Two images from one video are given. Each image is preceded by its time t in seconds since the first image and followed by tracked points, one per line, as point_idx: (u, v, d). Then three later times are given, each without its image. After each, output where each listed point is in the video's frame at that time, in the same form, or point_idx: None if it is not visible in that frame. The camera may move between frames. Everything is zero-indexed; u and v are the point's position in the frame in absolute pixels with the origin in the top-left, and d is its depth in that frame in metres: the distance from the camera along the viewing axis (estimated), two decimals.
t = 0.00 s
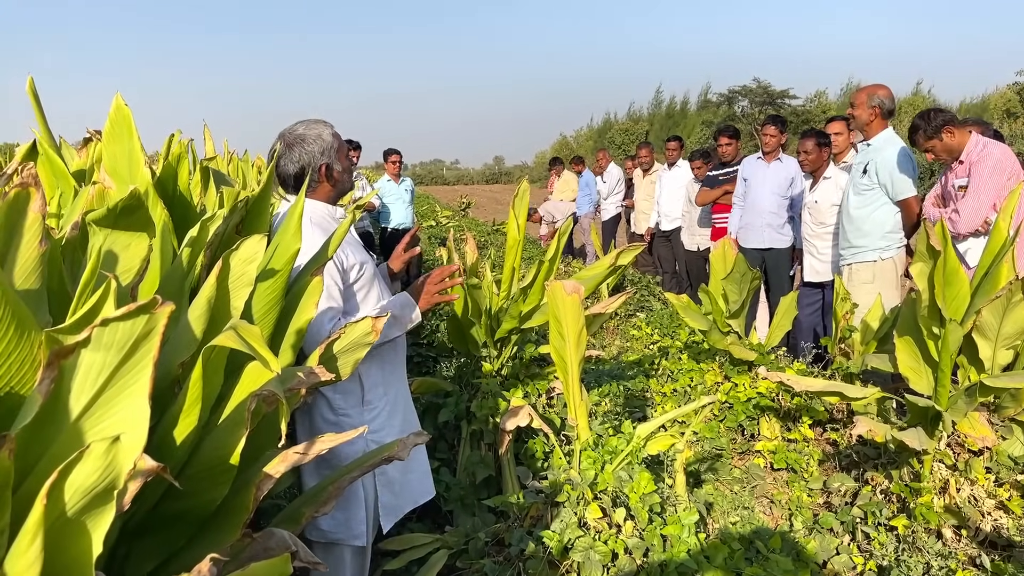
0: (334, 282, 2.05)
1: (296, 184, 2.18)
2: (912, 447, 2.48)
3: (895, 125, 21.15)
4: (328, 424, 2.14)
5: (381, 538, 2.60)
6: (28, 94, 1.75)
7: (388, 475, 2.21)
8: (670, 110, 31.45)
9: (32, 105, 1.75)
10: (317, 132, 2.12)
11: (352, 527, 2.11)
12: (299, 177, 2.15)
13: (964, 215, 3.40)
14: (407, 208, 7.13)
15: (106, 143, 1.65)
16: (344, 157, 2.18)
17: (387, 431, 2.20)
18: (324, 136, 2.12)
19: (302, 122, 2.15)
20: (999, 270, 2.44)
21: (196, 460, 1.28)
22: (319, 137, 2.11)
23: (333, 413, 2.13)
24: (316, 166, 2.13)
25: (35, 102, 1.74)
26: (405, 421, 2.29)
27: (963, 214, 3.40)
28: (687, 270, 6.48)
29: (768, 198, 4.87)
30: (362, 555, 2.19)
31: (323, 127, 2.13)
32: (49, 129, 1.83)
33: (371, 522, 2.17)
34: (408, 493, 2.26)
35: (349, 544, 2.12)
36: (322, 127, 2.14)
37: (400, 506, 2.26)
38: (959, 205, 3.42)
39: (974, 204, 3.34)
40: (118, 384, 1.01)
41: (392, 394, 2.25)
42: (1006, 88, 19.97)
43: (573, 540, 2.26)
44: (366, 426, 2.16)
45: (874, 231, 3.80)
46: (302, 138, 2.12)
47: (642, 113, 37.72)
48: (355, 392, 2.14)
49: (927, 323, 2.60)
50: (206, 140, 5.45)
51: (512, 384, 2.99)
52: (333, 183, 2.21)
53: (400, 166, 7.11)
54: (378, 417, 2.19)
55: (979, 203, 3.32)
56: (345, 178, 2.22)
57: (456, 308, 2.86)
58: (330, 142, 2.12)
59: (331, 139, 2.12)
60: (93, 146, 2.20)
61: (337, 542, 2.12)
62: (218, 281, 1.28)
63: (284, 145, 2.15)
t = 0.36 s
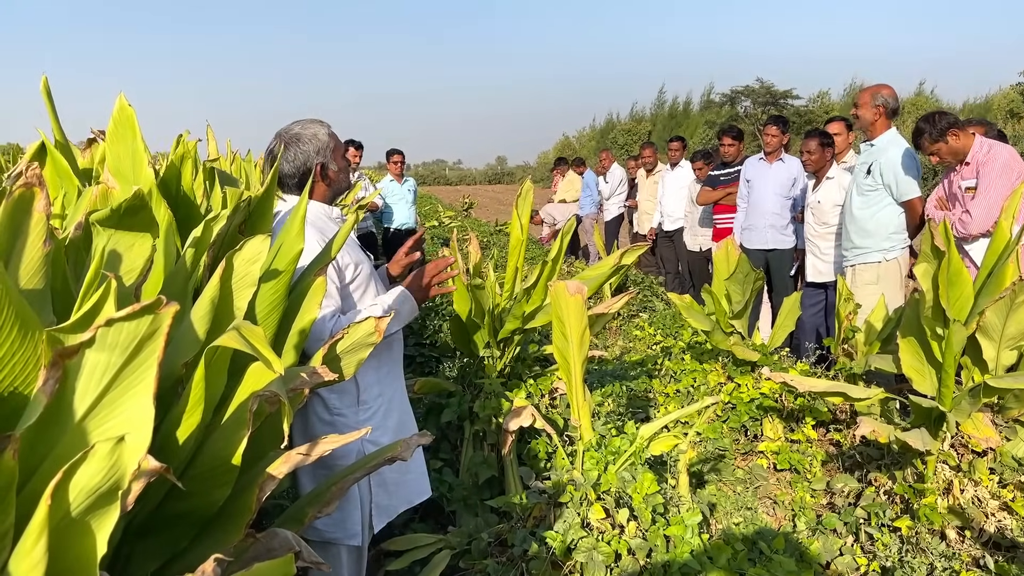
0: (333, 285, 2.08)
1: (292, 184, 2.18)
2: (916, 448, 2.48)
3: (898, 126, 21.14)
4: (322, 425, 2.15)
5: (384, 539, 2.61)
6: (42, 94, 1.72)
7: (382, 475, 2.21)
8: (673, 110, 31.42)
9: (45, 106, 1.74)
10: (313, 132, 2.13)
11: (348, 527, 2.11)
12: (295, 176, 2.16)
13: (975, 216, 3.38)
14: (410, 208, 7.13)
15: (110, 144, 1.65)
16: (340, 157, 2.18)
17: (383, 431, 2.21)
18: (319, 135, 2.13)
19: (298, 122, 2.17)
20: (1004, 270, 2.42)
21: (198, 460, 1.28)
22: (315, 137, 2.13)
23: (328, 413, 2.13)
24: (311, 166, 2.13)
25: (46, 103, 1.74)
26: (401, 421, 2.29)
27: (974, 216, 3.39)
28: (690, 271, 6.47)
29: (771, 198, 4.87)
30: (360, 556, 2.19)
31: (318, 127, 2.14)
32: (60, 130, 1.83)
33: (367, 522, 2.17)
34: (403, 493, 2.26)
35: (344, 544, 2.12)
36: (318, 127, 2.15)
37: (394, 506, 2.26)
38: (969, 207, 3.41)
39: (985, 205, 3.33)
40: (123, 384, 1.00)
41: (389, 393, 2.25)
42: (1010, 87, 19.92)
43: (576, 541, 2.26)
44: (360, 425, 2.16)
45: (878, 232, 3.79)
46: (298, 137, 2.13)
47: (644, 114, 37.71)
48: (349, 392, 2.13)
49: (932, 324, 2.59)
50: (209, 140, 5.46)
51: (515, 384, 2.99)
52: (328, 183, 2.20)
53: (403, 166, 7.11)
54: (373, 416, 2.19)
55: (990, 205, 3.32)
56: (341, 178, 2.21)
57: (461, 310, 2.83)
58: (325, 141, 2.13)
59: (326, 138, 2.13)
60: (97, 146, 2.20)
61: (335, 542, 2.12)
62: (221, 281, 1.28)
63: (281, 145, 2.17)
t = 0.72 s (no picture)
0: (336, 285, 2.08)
1: (292, 183, 2.19)
2: (919, 448, 2.48)
3: (900, 126, 21.12)
4: (322, 425, 2.15)
5: (385, 539, 2.61)
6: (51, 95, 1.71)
7: (381, 475, 2.22)
8: (674, 111, 31.40)
9: (56, 109, 1.73)
10: (312, 131, 2.14)
11: (348, 527, 2.11)
12: (294, 176, 2.16)
13: (981, 218, 3.39)
14: (411, 209, 7.13)
15: (111, 144, 1.65)
16: (340, 157, 2.19)
17: (382, 431, 2.21)
18: (319, 135, 2.14)
19: (298, 122, 2.18)
20: (1005, 271, 2.43)
21: (200, 460, 1.28)
22: (314, 136, 2.13)
23: (328, 413, 2.13)
24: (311, 165, 2.13)
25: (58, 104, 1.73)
26: (398, 421, 2.30)
27: (980, 217, 3.39)
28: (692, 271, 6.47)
29: (773, 199, 4.87)
30: (360, 555, 2.19)
31: (318, 127, 2.15)
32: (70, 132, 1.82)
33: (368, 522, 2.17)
34: (399, 493, 2.27)
35: (344, 544, 2.12)
36: (318, 127, 2.16)
37: (388, 506, 2.27)
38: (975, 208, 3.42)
39: (991, 206, 3.34)
40: (125, 384, 1.01)
41: (388, 393, 2.25)
42: (1011, 87, 19.89)
43: (578, 541, 2.26)
44: (359, 425, 2.16)
45: (883, 232, 3.79)
46: (297, 137, 2.14)
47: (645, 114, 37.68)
48: (348, 392, 2.13)
49: (933, 325, 2.59)
50: (211, 140, 5.46)
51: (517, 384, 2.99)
52: (329, 184, 2.21)
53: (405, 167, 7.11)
54: (372, 415, 2.18)
55: (996, 206, 3.32)
56: (341, 179, 2.22)
57: (463, 311, 2.83)
58: (325, 141, 2.14)
59: (325, 138, 2.14)
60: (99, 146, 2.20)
61: (335, 541, 2.12)
62: (223, 281, 1.29)
63: (281, 144, 2.18)
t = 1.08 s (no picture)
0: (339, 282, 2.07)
1: (291, 182, 2.19)
2: (920, 449, 2.48)
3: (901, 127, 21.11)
4: (323, 424, 2.14)
5: (386, 539, 2.61)
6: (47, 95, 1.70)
7: (382, 475, 2.22)
8: (675, 111, 31.40)
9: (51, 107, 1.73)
10: (311, 131, 2.14)
11: (349, 526, 2.10)
12: (294, 175, 2.16)
13: (984, 220, 3.40)
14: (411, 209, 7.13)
15: (112, 144, 1.64)
16: (339, 156, 2.20)
17: (383, 431, 2.21)
18: (317, 134, 2.14)
19: (295, 122, 2.18)
20: (1006, 272, 2.43)
21: (200, 460, 1.28)
22: (313, 135, 2.14)
23: (330, 412, 2.13)
24: (311, 164, 2.14)
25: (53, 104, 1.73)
26: (399, 420, 2.30)
27: (983, 219, 3.41)
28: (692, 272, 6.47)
29: (773, 199, 4.87)
30: (361, 555, 2.19)
31: (315, 126, 2.15)
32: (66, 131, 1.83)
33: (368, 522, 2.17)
34: (398, 493, 2.27)
35: (346, 544, 2.12)
36: (315, 127, 2.16)
37: (389, 505, 2.27)
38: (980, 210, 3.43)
39: (995, 209, 3.35)
40: (126, 384, 1.01)
41: (389, 394, 2.25)
42: (1012, 88, 19.89)
43: (578, 542, 2.26)
44: (361, 424, 2.15)
45: (883, 233, 3.79)
46: (295, 137, 2.14)
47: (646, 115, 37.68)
48: (349, 391, 2.13)
49: (935, 325, 2.59)
50: (211, 141, 5.47)
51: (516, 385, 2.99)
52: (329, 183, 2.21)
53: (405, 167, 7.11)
54: (372, 413, 2.18)
55: (999, 209, 3.33)
56: (340, 177, 2.22)
57: (464, 311, 2.84)
58: (324, 139, 2.15)
59: (323, 137, 2.14)
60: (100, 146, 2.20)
61: (336, 541, 2.12)
62: (223, 281, 1.29)
63: (279, 145, 2.18)
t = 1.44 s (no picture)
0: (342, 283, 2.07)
1: (291, 186, 2.17)
2: (919, 450, 2.48)
3: (901, 128, 21.10)
4: (326, 424, 2.14)
5: (385, 540, 2.61)
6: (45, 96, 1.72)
7: (386, 475, 2.21)
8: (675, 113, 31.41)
9: (50, 108, 1.73)
10: (306, 132, 2.15)
11: (351, 527, 2.11)
12: (293, 178, 2.15)
13: (981, 220, 3.39)
14: (411, 210, 7.13)
15: (110, 145, 1.64)
16: (335, 155, 2.21)
17: (386, 431, 2.21)
18: (313, 135, 2.15)
19: (289, 126, 2.18)
20: (1005, 273, 2.43)
21: (200, 461, 1.28)
22: (309, 137, 2.14)
23: (333, 413, 2.13)
24: (309, 165, 2.14)
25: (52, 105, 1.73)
26: (402, 422, 2.29)
27: (980, 220, 3.40)
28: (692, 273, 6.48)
29: (772, 201, 4.87)
30: (363, 555, 2.19)
31: (311, 127, 2.16)
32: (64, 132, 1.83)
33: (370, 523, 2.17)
34: (401, 492, 2.26)
35: (349, 544, 2.12)
36: (309, 128, 2.17)
37: (394, 505, 2.26)
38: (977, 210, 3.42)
39: (992, 209, 3.34)
40: (126, 386, 1.01)
41: (392, 394, 2.24)
42: (1011, 90, 19.90)
43: (577, 543, 2.26)
44: (367, 425, 2.16)
45: (881, 235, 3.80)
46: (292, 140, 2.14)
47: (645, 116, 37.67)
48: (353, 391, 2.13)
49: (933, 327, 2.59)
50: (210, 142, 5.47)
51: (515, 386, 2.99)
52: (327, 185, 2.21)
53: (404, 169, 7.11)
54: (375, 412, 2.18)
55: (996, 208, 3.32)
56: (339, 176, 2.23)
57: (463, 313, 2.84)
58: (320, 140, 2.15)
59: (320, 137, 2.16)
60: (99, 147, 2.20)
61: (337, 541, 2.12)
62: (224, 283, 1.29)
63: (275, 149, 2.17)
